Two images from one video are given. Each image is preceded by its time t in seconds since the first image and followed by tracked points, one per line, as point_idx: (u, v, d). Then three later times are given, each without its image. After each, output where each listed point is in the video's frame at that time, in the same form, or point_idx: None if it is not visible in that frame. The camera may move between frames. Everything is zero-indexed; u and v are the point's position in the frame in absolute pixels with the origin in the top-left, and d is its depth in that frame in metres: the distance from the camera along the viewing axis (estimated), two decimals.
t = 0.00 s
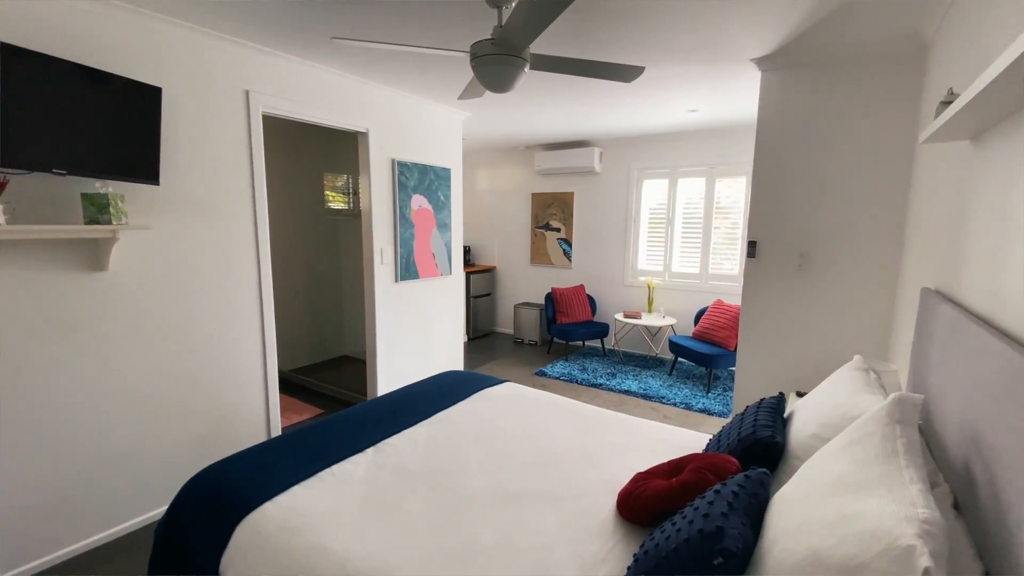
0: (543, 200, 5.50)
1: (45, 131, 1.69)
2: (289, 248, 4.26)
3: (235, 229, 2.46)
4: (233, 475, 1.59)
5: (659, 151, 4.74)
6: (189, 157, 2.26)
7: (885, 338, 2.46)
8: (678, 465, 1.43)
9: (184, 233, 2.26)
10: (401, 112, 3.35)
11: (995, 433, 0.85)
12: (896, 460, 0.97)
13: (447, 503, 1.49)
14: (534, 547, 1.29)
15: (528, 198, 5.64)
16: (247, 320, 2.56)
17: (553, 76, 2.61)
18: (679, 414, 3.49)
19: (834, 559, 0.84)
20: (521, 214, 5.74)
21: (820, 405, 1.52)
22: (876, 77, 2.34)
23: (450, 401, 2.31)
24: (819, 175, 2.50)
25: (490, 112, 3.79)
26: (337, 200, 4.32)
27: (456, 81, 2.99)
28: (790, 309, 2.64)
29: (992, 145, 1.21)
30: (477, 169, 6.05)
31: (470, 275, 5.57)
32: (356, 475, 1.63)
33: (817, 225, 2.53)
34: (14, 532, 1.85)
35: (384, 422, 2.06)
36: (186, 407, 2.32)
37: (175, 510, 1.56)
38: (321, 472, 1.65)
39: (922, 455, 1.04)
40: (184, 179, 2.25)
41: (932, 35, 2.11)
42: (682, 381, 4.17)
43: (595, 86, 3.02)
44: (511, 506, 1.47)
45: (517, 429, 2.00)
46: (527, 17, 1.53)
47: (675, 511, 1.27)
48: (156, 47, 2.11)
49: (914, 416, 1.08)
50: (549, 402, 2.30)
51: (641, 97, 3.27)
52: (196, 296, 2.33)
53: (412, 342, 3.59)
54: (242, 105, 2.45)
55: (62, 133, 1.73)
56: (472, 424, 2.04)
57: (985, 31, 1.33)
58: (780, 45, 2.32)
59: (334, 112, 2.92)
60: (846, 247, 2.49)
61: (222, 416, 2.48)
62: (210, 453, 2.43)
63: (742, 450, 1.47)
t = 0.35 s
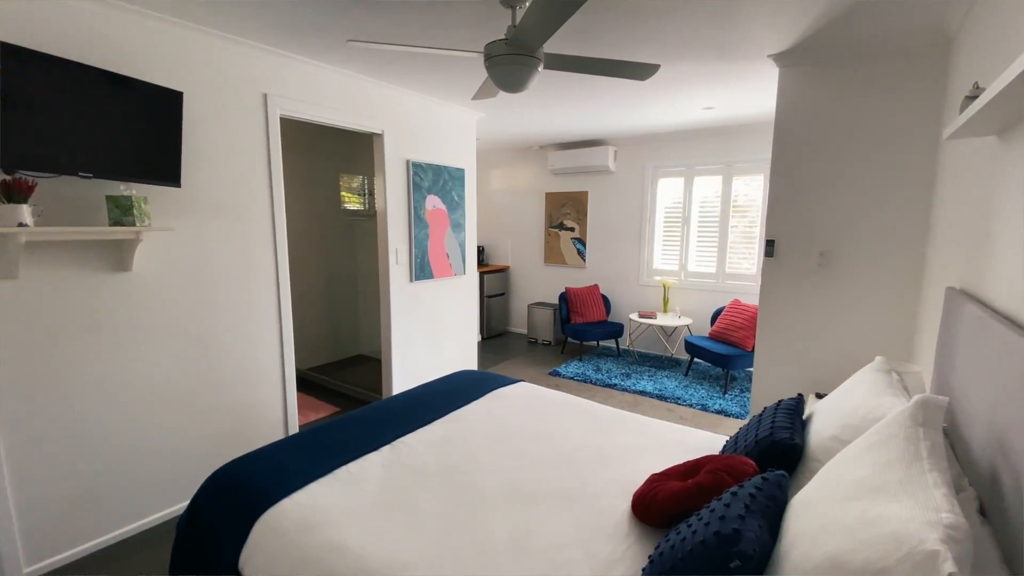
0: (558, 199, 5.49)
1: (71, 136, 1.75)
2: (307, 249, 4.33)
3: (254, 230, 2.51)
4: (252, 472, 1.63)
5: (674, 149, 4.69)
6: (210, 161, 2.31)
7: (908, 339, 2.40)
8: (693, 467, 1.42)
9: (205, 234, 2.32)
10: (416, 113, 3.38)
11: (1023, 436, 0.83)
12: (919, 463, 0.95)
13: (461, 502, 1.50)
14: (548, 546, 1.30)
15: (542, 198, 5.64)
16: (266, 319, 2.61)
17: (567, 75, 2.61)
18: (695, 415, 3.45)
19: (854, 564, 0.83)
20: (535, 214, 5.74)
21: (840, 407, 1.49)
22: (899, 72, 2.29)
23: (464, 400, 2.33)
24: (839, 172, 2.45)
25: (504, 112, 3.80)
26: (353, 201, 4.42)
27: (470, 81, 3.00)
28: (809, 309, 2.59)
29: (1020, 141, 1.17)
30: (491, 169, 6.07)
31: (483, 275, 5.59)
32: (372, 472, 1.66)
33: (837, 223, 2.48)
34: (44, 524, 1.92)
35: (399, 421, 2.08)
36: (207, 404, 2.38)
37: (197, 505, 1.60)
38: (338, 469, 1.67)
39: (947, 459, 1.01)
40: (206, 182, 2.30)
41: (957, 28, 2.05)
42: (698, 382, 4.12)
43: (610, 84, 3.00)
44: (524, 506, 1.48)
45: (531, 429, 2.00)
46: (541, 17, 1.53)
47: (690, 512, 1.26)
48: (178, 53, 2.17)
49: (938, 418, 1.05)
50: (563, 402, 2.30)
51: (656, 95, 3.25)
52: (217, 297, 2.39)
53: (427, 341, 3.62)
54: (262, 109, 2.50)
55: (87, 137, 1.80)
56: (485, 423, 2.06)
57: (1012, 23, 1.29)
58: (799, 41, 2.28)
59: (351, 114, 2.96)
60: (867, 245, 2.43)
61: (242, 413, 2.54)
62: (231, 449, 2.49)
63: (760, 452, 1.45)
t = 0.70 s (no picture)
0: (572, 199, 5.48)
1: (97, 140, 1.82)
2: (324, 250, 4.39)
3: (272, 232, 2.57)
4: (271, 469, 1.66)
5: (691, 148, 4.64)
6: (231, 165, 2.37)
7: (934, 340, 2.34)
8: (710, 470, 1.41)
9: (227, 236, 2.38)
10: (430, 114, 3.41)
11: None
12: (944, 467, 0.92)
13: (476, 501, 1.51)
14: (563, 547, 1.30)
15: (557, 197, 5.63)
16: (284, 319, 2.67)
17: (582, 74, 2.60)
18: (713, 417, 3.41)
19: (877, 570, 0.81)
20: (549, 214, 5.73)
21: (863, 410, 1.46)
22: (924, 67, 2.23)
23: (479, 400, 2.34)
24: (860, 170, 2.40)
25: (518, 113, 3.80)
26: (370, 203, 4.45)
27: (485, 82, 3.02)
28: (830, 309, 2.54)
29: None
30: (505, 170, 6.09)
31: (498, 275, 5.60)
32: (388, 471, 1.68)
33: (860, 221, 2.43)
34: (72, 518, 1.98)
35: (414, 420, 2.10)
36: (227, 402, 2.44)
37: (218, 500, 1.64)
38: (354, 468, 1.70)
39: (974, 463, 0.98)
40: (227, 185, 2.36)
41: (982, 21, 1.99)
42: (715, 383, 4.07)
43: (625, 83, 2.99)
44: (539, 506, 1.48)
45: (546, 429, 2.01)
46: (555, 17, 1.53)
47: (708, 515, 1.25)
48: (199, 59, 2.23)
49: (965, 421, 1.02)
50: (578, 403, 2.30)
51: (671, 93, 3.22)
52: (236, 297, 2.45)
53: (442, 341, 3.65)
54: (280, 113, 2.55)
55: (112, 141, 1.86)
56: (500, 423, 2.06)
57: None
58: (819, 36, 2.24)
59: (367, 116, 3.00)
60: (891, 245, 2.37)
61: (261, 411, 2.59)
62: (250, 446, 2.55)
63: (779, 455, 1.43)
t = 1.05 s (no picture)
0: (588, 199, 5.46)
1: (124, 144, 1.89)
2: (342, 251, 4.47)
3: (292, 234, 2.62)
4: (291, 466, 1.70)
5: (708, 146, 4.58)
6: (253, 169, 2.44)
7: (961, 343, 2.27)
8: (728, 472, 1.40)
9: (249, 238, 2.45)
10: (446, 116, 3.45)
11: None
12: (969, 473, 0.91)
13: (490, 500, 1.53)
14: (576, 547, 1.30)
15: (572, 198, 5.62)
16: (303, 319, 2.72)
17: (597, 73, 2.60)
18: (730, 419, 3.37)
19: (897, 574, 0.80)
20: (564, 214, 5.73)
21: (885, 413, 1.43)
22: (951, 61, 2.17)
23: (494, 400, 2.36)
24: (883, 167, 2.35)
25: (534, 113, 3.81)
26: (386, 204, 4.54)
27: (500, 83, 3.03)
28: (851, 310, 2.49)
29: None
30: (521, 170, 6.10)
31: (513, 275, 5.62)
32: (404, 469, 1.71)
33: (883, 220, 2.37)
34: (100, 511, 2.05)
35: (429, 419, 2.13)
36: (249, 400, 2.51)
37: (240, 496, 1.68)
38: (371, 466, 1.73)
39: (1000, 468, 0.96)
40: (249, 189, 2.43)
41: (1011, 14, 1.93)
42: (733, 385, 4.02)
43: (640, 82, 2.97)
44: (554, 506, 1.49)
45: (561, 430, 2.01)
46: (572, 17, 1.54)
47: (726, 518, 1.24)
48: (221, 66, 2.29)
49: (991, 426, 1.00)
50: (593, 404, 2.30)
51: (688, 91, 3.19)
52: (257, 298, 2.51)
53: (457, 341, 3.68)
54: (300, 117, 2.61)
55: (138, 146, 1.93)
56: (514, 423, 2.07)
57: None
58: (840, 32, 2.20)
59: (384, 119, 3.04)
60: (915, 244, 2.32)
61: (281, 409, 2.66)
62: (270, 443, 2.61)
63: (798, 458, 1.41)
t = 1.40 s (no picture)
0: (603, 198, 5.44)
1: (149, 148, 1.95)
2: (359, 251, 4.52)
3: (310, 235, 2.68)
4: (310, 463, 1.74)
5: (726, 144, 4.52)
6: (273, 172, 2.50)
7: (989, 345, 2.21)
8: (746, 474, 1.39)
9: (269, 239, 2.51)
10: (461, 117, 3.47)
11: None
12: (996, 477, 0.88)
13: (504, 499, 1.54)
14: (590, 547, 1.31)
15: (587, 197, 5.60)
16: (321, 319, 2.78)
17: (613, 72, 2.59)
18: (748, 421, 3.33)
19: None
20: (579, 213, 5.71)
21: (909, 416, 1.40)
22: (978, 54, 2.10)
23: (508, 400, 2.37)
24: (908, 165, 2.29)
25: (549, 112, 3.81)
26: (401, 204, 4.59)
27: (515, 84, 3.04)
28: (873, 311, 2.44)
29: None
30: (536, 170, 6.10)
31: (528, 275, 5.63)
32: (419, 467, 1.73)
33: (906, 219, 2.32)
34: (124, 505, 2.12)
35: (444, 418, 2.15)
36: (269, 398, 2.57)
37: (260, 491, 1.73)
38: (388, 463, 1.76)
39: None
40: (270, 191, 2.49)
41: None
42: (751, 386, 3.96)
43: (657, 80, 2.95)
44: (569, 506, 1.50)
45: (576, 430, 2.01)
46: (588, 16, 1.55)
47: (744, 521, 1.23)
48: (242, 71, 2.35)
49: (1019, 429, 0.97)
50: (608, 404, 2.29)
51: (705, 89, 3.16)
52: (275, 298, 2.57)
53: (472, 341, 3.70)
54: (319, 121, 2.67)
55: (162, 149, 1.99)
56: (529, 423, 2.08)
57: None
58: (862, 26, 2.15)
59: (401, 120, 3.08)
60: (940, 244, 2.26)
61: (300, 407, 2.71)
62: (290, 439, 2.67)
63: (818, 461, 1.39)
